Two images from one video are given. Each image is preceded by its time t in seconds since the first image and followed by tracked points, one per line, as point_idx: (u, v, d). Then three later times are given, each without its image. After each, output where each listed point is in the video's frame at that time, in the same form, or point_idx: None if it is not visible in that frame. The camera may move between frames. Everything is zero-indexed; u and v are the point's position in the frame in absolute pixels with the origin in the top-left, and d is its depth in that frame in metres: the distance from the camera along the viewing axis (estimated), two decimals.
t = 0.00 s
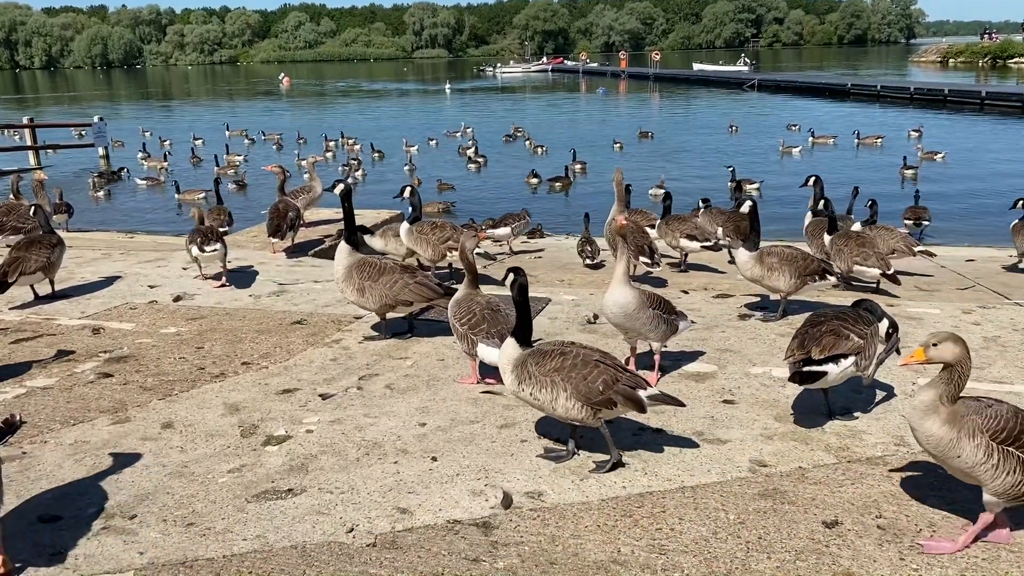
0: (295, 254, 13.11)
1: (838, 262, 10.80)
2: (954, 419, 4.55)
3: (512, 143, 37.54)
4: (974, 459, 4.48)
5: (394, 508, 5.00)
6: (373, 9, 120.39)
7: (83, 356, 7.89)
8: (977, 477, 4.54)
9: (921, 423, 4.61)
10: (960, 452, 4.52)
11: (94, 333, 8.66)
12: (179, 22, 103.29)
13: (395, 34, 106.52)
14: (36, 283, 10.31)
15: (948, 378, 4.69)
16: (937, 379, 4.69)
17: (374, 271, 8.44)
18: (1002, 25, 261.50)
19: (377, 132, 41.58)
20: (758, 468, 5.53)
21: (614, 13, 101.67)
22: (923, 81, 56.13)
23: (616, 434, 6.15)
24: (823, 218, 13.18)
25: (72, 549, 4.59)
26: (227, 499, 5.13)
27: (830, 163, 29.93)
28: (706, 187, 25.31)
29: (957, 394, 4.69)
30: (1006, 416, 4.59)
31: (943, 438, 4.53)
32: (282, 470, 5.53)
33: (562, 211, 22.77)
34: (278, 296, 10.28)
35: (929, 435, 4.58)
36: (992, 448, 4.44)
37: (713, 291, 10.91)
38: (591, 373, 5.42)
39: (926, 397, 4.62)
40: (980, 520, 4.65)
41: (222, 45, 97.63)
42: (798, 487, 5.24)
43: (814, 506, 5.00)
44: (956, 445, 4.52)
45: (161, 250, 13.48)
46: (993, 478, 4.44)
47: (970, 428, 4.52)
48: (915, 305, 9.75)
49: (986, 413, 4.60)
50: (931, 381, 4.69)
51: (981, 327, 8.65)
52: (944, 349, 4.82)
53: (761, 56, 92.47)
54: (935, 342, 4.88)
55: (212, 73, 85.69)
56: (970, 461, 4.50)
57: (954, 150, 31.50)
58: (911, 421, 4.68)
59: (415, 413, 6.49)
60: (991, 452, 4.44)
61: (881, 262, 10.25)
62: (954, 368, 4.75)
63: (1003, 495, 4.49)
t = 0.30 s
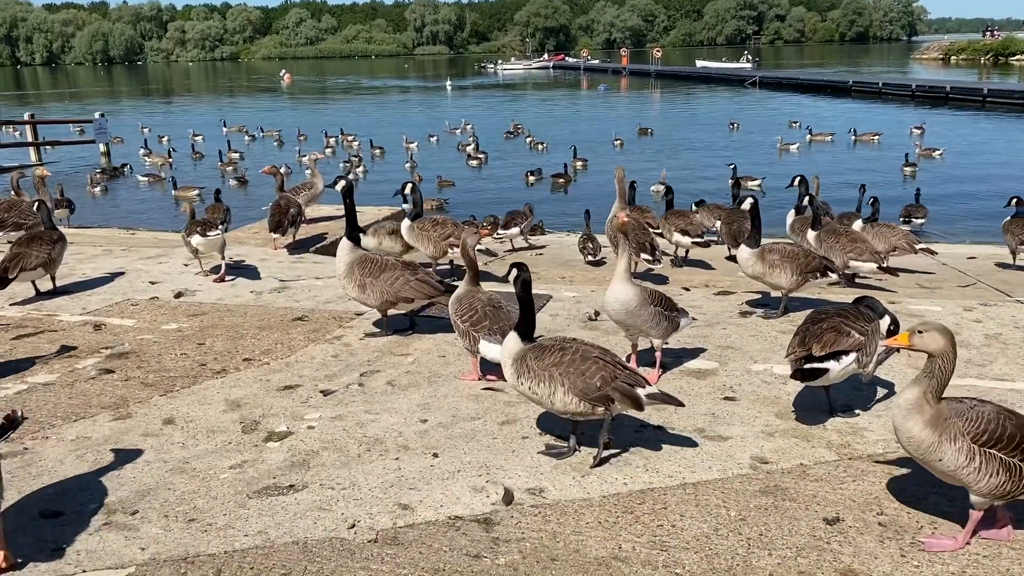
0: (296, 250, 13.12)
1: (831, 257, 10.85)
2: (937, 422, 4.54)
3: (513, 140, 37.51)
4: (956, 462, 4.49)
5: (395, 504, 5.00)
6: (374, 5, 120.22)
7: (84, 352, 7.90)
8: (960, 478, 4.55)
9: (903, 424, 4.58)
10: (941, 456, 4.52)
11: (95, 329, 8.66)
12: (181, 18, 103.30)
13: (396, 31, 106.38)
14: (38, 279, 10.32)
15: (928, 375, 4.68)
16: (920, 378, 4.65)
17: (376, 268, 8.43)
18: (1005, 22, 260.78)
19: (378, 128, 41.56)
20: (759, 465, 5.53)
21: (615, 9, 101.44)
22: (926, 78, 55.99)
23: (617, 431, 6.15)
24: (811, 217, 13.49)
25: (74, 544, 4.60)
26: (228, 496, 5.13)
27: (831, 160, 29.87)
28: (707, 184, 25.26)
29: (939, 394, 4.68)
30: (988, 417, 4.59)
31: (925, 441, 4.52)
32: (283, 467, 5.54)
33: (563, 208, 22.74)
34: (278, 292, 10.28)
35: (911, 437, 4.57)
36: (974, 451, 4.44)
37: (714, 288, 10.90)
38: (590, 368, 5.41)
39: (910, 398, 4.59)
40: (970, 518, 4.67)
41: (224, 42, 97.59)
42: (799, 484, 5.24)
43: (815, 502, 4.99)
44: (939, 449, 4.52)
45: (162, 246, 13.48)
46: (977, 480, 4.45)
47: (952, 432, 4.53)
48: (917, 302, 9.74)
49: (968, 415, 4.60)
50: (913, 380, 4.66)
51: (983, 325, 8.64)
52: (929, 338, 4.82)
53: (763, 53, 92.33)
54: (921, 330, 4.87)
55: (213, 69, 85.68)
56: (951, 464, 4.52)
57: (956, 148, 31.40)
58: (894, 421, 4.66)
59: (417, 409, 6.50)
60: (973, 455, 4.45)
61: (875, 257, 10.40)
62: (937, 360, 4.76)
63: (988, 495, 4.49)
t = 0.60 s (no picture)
0: (299, 247, 13.14)
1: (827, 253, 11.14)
2: (937, 423, 4.53)
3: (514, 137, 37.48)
4: (953, 463, 4.48)
5: (397, 501, 5.00)
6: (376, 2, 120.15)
7: (86, 349, 7.91)
8: (958, 478, 4.53)
9: (903, 421, 4.59)
10: (939, 456, 4.51)
11: (98, 326, 8.68)
12: (182, 15, 103.28)
13: (397, 27, 106.29)
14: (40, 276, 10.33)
15: (924, 364, 4.70)
16: (917, 371, 4.68)
17: (378, 265, 8.43)
18: (1007, 20, 259.99)
19: (380, 125, 41.57)
20: (761, 462, 5.53)
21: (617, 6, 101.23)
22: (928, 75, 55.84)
23: (619, 428, 6.16)
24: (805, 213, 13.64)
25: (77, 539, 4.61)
26: (231, 492, 5.14)
27: (833, 157, 29.83)
28: (708, 181, 25.23)
29: (937, 390, 4.68)
30: (985, 418, 4.60)
31: (923, 439, 4.52)
32: (285, 463, 5.54)
33: (564, 205, 22.72)
34: (280, 289, 10.28)
35: (909, 434, 4.57)
36: (972, 451, 4.42)
37: (716, 285, 10.89)
38: (591, 366, 5.41)
39: (911, 395, 4.60)
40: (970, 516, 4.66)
41: (225, 39, 97.53)
42: (801, 481, 5.23)
43: (816, 499, 5.00)
44: (937, 449, 4.51)
45: (163, 243, 13.49)
46: (976, 479, 4.43)
47: (951, 432, 4.51)
48: (919, 299, 9.72)
49: (966, 416, 4.60)
50: (911, 374, 4.68)
51: (984, 322, 8.63)
52: (923, 326, 4.82)
53: (765, 49, 92.17)
54: (915, 318, 4.86)
55: (214, 66, 85.70)
56: (950, 465, 4.50)
57: (958, 145, 31.32)
58: (894, 418, 4.66)
59: (418, 406, 6.50)
60: (971, 456, 4.43)
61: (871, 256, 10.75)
62: (929, 349, 4.77)
63: (987, 494, 4.48)
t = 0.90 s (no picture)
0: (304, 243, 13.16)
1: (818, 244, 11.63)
2: (944, 417, 4.51)
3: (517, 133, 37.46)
4: (959, 457, 4.46)
5: (404, 496, 5.01)
6: None
7: (92, 345, 7.92)
8: (964, 473, 4.51)
9: (910, 414, 4.58)
10: (946, 451, 4.49)
11: (102, 322, 8.69)
12: (185, 12, 103.30)
13: (399, 24, 106.22)
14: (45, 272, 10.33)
15: (931, 355, 4.69)
16: (925, 362, 4.66)
17: (383, 261, 8.42)
18: (1011, 16, 259.24)
19: (382, 122, 41.56)
20: (767, 458, 5.52)
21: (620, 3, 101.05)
22: (932, 71, 55.67)
23: (624, 424, 6.16)
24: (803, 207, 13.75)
25: (84, 534, 4.62)
26: (237, 487, 5.15)
27: (837, 153, 29.74)
28: (711, 178, 25.19)
29: (945, 383, 4.67)
30: (993, 412, 4.59)
31: (931, 433, 4.50)
32: (291, 459, 5.55)
33: (567, 201, 22.70)
34: (284, 286, 10.27)
35: (916, 428, 4.56)
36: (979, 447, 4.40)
37: (720, 281, 10.86)
38: (595, 368, 5.37)
39: (920, 388, 4.59)
40: (977, 512, 4.65)
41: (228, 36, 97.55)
42: (807, 476, 5.22)
43: (823, 494, 4.99)
44: (943, 443, 4.50)
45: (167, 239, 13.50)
46: (981, 475, 4.41)
47: (958, 427, 4.49)
48: (924, 295, 9.71)
49: (974, 410, 4.58)
50: (919, 366, 4.66)
51: (990, 317, 8.60)
52: (929, 315, 4.79)
53: (767, 46, 91.97)
54: (920, 307, 4.84)
55: (216, 63, 85.77)
56: (956, 460, 4.49)
57: (963, 141, 31.20)
58: (902, 411, 4.65)
59: (424, 401, 6.50)
60: (978, 452, 4.41)
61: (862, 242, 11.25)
62: (935, 339, 4.76)
63: (993, 489, 4.46)
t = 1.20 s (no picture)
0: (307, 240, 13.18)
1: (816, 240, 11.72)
2: (952, 413, 4.50)
3: (519, 130, 37.44)
4: (967, 454, 4.45)
5: (409, 493, 5.02)
6: None
7: (97, 343, 7.94)
8: (971, 469, 4.51)
9: (918, 411, 4.56)
10: (953, 447, 4.49)
11: (107, 320, 8.71)
12: (188, 10, 103.40)
13: (402, 21, 106.18)
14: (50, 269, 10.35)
15: (938, 352, 4.68)
16: (931, 359, 4.66)
17: (387, 258, 8.43)
18: (1015, 10, 258.19)
19: (384, 119, 41.56)
20: (772, 454, 5.51)
21: None
22: (936, 66, 55.52)
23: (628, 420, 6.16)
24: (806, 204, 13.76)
25: (91, 532, 4.64)
26: (243, 484, 5.16)
27: (841, 149, 29.67)
28: (715, 174, 25.14)
29: (952, 379, 4.66)
30: (999, 408, 4.59)
31: (939, 429, 4.50)
32: (296, 455, 5.56)
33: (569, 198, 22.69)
34: (288, 283, 10.26)
35: (923, 424, 4.56)
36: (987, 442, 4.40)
37: (724, 277, 10.85)
38: (588, 372, 5.34)
39: (926, 384, 4.58)
40: (983, 507, 4.65)
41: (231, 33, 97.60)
42: (813, 472, 5.22)
43: (828, 490, 4.99)
44: (952, 440, 4.48)
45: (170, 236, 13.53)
46: (989, 471, 4.40)
47: (965, 424, 4.48)
48: (928, 291, 9.69)
49: (981, 407, 4.57)
50: (926, 363, 4.64)
51: (995, 313, 8.59)
52: (935, 311, 4.78)
53: (771, 41, 91.77)
54: (926, 303, 4.83)
55: (219, 61, 85.87)
56: (963, 456, 4.48)
57: (967, 136, 31.09)
58: (909, 407, 4.64)
59: (429, 398, 6.51)
60: (986, 447, 4.40)
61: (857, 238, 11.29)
62: (941, 335, 4.75)
63: (1001, 486, 4.46)
